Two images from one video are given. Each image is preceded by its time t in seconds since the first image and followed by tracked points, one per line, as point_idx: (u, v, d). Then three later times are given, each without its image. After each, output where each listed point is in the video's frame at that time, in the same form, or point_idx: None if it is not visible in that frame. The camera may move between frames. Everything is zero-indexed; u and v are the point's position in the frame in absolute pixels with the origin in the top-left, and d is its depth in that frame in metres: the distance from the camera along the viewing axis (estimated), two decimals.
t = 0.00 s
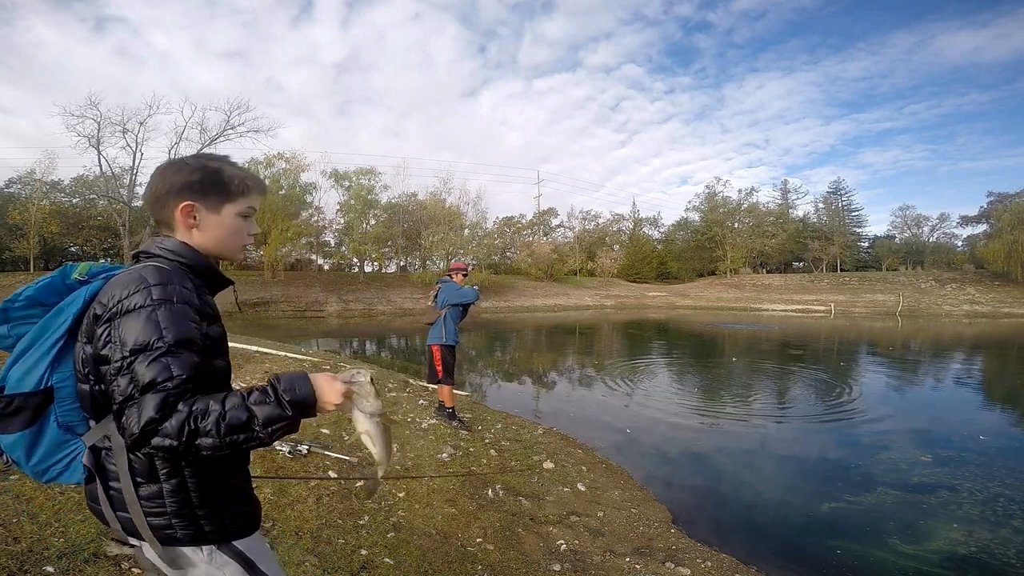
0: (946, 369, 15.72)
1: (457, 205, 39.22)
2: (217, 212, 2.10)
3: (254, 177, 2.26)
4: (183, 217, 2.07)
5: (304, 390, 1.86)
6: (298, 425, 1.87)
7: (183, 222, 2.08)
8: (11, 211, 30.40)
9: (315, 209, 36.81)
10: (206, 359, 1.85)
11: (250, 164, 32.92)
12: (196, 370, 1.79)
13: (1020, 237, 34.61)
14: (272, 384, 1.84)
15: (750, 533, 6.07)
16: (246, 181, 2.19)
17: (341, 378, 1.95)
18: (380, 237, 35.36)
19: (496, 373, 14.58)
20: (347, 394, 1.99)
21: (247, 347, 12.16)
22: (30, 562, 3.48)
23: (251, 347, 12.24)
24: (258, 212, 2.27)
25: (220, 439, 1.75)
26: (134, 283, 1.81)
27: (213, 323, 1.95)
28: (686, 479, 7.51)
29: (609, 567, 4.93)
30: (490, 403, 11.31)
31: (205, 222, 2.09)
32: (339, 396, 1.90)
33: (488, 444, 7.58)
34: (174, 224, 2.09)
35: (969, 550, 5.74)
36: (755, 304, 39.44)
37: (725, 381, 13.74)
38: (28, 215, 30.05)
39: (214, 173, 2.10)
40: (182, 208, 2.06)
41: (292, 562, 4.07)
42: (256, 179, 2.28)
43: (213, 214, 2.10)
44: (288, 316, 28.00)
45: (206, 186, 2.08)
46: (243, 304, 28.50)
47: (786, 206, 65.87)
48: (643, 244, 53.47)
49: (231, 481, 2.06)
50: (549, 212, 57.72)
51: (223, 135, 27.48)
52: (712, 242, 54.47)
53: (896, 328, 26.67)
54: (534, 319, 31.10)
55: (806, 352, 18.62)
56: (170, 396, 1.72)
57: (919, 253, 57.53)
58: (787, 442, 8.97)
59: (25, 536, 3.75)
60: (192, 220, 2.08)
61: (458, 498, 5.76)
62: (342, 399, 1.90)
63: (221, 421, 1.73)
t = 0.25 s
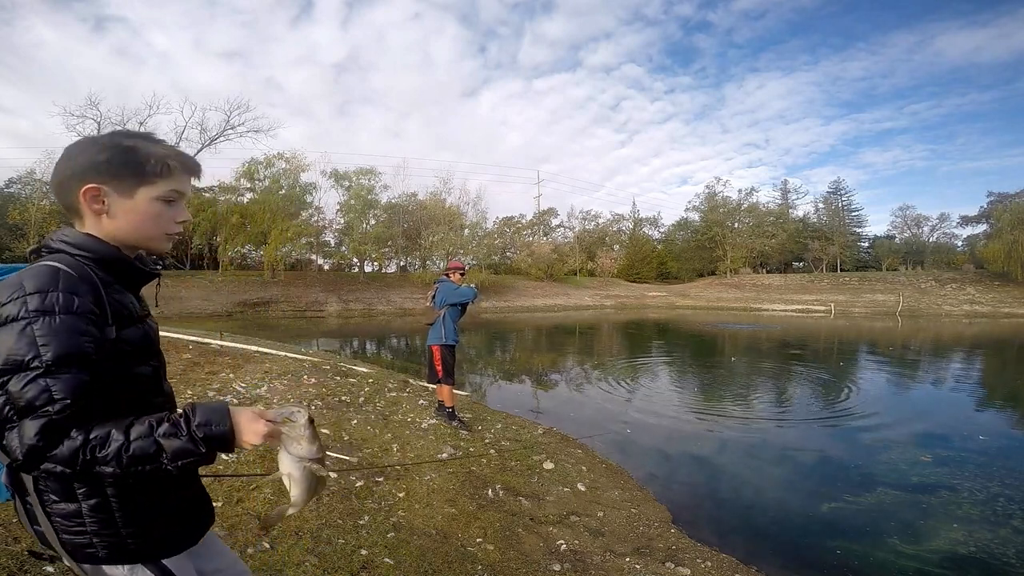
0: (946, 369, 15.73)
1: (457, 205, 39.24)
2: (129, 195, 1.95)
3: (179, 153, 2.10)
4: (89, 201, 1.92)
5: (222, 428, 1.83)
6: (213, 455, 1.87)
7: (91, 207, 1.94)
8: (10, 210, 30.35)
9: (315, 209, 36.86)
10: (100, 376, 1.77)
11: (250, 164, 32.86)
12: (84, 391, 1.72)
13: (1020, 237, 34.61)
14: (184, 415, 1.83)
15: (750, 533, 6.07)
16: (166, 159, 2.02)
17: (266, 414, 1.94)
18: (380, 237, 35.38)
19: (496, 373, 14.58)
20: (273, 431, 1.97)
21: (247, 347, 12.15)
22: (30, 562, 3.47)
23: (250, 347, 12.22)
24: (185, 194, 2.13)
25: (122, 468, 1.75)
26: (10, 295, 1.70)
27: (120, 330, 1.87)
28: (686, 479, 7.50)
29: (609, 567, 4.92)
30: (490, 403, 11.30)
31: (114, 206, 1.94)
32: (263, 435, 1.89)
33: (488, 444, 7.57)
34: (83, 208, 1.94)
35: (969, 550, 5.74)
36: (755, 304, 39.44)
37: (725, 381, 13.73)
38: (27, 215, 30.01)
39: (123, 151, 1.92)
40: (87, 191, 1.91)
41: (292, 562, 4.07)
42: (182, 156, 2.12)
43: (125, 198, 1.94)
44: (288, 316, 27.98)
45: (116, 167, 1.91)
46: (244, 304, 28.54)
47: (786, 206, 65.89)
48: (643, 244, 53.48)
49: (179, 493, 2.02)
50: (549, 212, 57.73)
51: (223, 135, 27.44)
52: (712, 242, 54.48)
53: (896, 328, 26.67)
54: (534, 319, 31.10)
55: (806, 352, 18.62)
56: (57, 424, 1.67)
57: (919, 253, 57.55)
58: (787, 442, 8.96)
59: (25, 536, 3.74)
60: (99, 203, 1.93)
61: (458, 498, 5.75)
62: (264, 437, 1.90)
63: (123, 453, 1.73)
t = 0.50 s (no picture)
0: (947, 369, 15.72)
1: (457, 205, 39.25)
2: (69, 175, 1.89)
3: (128, 135, 2.07)
4: (28, 181, 1.86)
5: (129, 446, 1.80)
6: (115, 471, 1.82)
7: (27, 187, 1.86)
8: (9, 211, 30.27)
9: (315, 209, 36.90)
10: None
11: (250, 164, 32.81)
12: None
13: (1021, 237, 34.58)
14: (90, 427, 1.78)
15: (750, 533, 6.07)
16: (112, 141, 1.99)
17: (174, 437, 1.92)
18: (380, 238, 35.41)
19: (496, 373, 14.58)
20: (185, 453, 1.97)
21: (247, 347, 12.14)
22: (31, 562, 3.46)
23: (250, 348, 12.22)
24: (133, 176, 2.09)
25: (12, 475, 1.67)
26: None
27: (46, 321, 1.78)
28: (686, 479, 7.50)
29: (609, 567, 4.92)
30: (490, 403, 11.30)
31: (53, 185, 1.88)
32: (169, 458, 1.86)
33: (488, 443, 7.58)
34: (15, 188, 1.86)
35: (968, 550, 5.74)
36: (755, 304, 39.45)
37: (724, 380, 13.72)
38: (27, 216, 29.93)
39: (69, 130, 1.89)
40: (26, 173, 1.85)
41: (292, 562, 4.08)
42: (133, 138, 2.09)
43: (64, 180, 1.89)
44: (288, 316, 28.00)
45: (57, 147, 1.86)
46: (243, 304, 28.55)
47: (786, 206, 65.90)
48: (643, 244, 53.49)
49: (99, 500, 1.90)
50: (549, 212, 57.74)
51: (223, 135, 27.44)
52: (713, 242, 54.45)
53: (895, 328, 26.68)
54: (534, 320, 31.10)
55: (806, 352, 18.62)
56: None
57: (919, 253, 57.53)
58: (787, 442, 8.96)
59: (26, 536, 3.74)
60: (38, 184, 1.86)
61: (458, 498, 5.76)
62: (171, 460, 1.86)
63: (15, 460, 1.66)
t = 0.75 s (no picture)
0: (946, 369, 15.73)
1: (457, 205, 39.28)
2: (39, 170, 1.88)
3: (99, 133, 2.08)
4: None
5: (58, 442, 1.72)
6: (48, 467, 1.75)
7: None
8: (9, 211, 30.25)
9: (315, 209, 36.93)
10: None
11: (250, 164, 32.80)
12: None
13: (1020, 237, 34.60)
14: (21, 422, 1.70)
15: (750, 533, 6.06)
16: (83, 137, 1.98)
17: (115, 433, 1.84)
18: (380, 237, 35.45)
19: (496, 373, 14.58)
20: (125, 451, 1.84)
21: (247, 347, 12.14)
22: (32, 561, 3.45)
23: (250, 348, 12.22)
24: (105, 171, 2.08)
25: None
26: None
27: None
28: (686, 479, 7.49)
29: (609, 567, 4.92)
30: (490, 403, 11.29)
31: (25, 181, 1.87)
32: (104, 456, 1.77)
33: (488, 443, 7.58)
34: None
35: (968, 550, 5.74)
36: (755, 304, 39.47)
37: (724, 381, 13.71)
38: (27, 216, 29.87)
39: (41, 126, 1.89)
40: None
41: (292, 562, 4.08)
42: (105, 136, 2.10)
43: (35, 174, 1.88)
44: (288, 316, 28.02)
45: (28, 142, 1.86)
46: (243, 304, 28.56)
47: (786, 206, 65.95)
48: (643, 244, 53.50)
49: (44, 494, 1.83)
50: (549, 212, 57.77)
51: (223, 135, 27.44)
52: (713, 242, 54.44)
53: (895, 328, 26.70)
54: (534, 319, 31.11)
55: (806, 352, 18.64)
56: None
57: (919, 253, 57.57)
58: (787, 442, 8.96)
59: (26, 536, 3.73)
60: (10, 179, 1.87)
61: (458, 498, 5.76)
62: (109, 456, 1.79)
63: None
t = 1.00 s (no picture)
0: (946, 369, 15.73)
1: (457, 205, 39.28)
2: (26, 165, 1.88)
3: (86, 128, 2.07)
4: None
5: (31, 435, 1.70)
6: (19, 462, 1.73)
7: None
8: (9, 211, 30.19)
9: (315, 209, 36.94)
10: None
11: (250, 164, 32.79)
12: None
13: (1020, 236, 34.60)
14: None
15: (750, 534, 6.06)
16: (70, 133, 1.98)
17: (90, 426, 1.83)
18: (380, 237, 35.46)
19: (496, 373, 14.59)
20: (99, 445, 1.84)
21: (247, 347, 12.14)
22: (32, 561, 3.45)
23: (250, 348, 12.22)
24: (92, 166, 2.06)
25: None
26: None
27: None
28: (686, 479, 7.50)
29: (608, 567, 4.93)
30: (490, 403, 11.30)
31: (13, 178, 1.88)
32: (79, 449, 1.75)
33: (488, 443, 7.58)
34: None
35: (968, 550, 5.74)
36: (755, 304, 39.47)
37: (724, 381, 13.71)
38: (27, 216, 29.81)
39: (29, 123, 1.90)
40: None
41: (292, 562, 4.09)
42: (92, 132, 2.08)
43: (22, 169, 1.88)
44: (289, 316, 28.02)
45: (17, 138, 1.87)
46: (244, 305, 28.55)
47: (786, 206, 65.94)
48: (643, 244, 53.49)
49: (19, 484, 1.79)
50: (549, 212, 57.75)
51: (223, 135, 27.44)
52: (713, 242, 54.43)
53: (895, 328, 26.69)
54: (535, 319, 31.10)
55: (806, 352, 18.63)
56: None
57: (919, 253, 57.56)
58: (787, 442, 8.96)
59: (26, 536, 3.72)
60: None
61: (458, 498, 5.75)
62: (84, 449, 1.77)
63: None
